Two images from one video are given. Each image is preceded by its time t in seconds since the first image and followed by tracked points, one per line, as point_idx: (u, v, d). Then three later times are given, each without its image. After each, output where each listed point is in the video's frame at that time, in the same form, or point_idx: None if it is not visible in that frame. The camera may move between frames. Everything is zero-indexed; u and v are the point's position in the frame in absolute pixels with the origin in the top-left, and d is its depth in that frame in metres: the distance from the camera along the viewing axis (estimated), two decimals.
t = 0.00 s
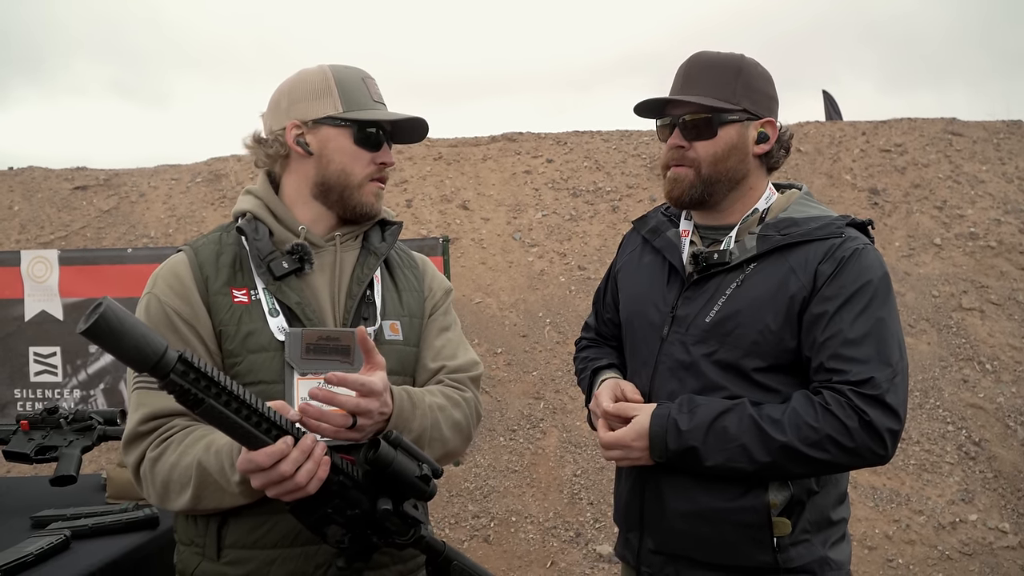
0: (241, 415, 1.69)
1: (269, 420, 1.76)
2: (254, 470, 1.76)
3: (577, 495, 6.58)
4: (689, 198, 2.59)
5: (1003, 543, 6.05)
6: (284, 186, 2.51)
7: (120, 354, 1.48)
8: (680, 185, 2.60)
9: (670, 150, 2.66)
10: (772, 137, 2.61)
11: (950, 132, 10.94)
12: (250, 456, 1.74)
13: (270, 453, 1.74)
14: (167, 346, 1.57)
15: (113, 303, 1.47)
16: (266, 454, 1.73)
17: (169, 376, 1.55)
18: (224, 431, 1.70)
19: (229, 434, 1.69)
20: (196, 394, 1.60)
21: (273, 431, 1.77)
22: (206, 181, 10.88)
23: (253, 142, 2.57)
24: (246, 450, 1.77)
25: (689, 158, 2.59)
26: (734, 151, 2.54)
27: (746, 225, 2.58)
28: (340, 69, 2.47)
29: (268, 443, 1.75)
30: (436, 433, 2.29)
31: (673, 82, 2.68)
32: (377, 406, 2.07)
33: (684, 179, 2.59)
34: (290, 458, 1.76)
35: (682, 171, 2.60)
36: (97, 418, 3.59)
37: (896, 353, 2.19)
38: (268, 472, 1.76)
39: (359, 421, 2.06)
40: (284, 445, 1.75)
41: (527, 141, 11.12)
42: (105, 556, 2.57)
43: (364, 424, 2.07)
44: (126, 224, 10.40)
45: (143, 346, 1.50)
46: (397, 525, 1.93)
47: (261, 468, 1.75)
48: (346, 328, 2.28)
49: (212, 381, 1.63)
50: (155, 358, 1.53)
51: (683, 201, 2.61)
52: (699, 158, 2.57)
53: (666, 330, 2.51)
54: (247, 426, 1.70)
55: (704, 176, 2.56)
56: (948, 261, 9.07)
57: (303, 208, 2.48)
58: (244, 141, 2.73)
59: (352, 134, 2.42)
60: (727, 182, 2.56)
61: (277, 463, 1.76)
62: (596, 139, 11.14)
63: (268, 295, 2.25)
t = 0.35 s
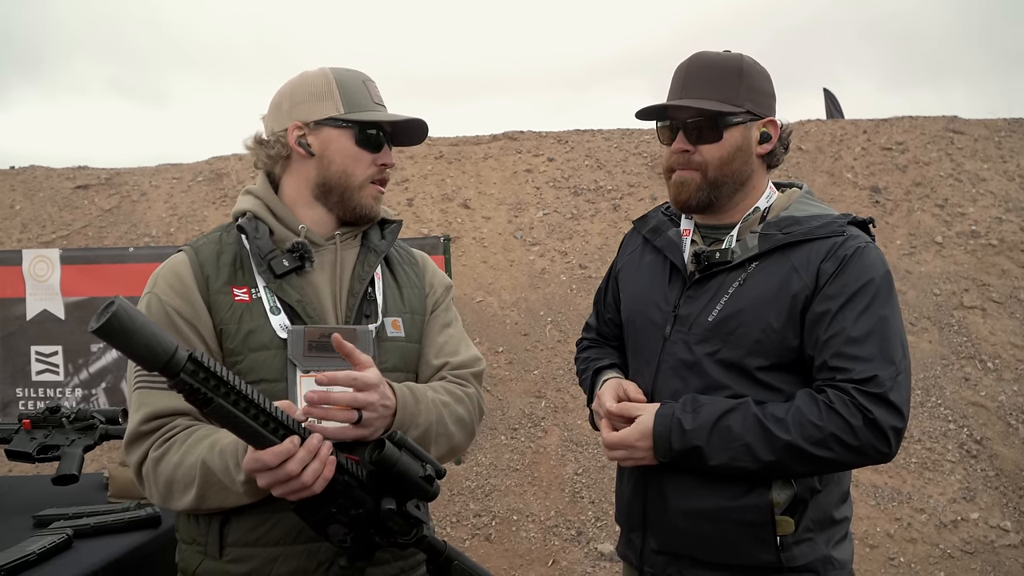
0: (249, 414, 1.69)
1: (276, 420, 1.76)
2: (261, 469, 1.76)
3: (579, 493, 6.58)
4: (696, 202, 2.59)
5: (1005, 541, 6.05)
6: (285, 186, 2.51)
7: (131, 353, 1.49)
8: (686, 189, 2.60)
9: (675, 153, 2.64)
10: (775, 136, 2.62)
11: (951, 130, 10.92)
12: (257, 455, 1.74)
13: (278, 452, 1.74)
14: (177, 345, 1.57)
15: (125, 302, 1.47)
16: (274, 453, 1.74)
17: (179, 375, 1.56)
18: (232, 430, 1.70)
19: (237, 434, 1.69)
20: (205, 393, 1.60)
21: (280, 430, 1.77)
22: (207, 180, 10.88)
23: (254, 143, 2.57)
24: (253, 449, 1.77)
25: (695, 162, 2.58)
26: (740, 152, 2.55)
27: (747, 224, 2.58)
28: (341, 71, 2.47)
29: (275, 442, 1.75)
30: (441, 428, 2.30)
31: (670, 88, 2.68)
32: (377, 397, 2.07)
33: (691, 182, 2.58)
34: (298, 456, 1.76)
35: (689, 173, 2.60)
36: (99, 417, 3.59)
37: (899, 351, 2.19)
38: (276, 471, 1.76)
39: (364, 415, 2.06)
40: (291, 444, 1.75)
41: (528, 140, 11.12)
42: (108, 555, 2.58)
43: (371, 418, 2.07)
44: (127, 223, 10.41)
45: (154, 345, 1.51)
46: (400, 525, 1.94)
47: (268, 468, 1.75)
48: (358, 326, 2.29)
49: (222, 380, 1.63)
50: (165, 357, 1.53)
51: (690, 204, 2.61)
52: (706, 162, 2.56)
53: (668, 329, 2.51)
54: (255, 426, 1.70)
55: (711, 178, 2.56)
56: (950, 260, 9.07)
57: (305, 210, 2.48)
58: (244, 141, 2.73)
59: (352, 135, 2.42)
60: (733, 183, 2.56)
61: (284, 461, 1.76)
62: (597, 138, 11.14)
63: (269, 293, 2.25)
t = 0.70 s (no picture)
0: (245, 416, 1.69)
1: (273, 422, 1.75)
2: (258, 471, 1.77)
3: (579, 493, 6.59)
4: (685, 203, 2.61)
5: (1006, 540, 6.05)
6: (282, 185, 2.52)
7: (126, 356, 1.49)
8: (676, 191, 2.62)
9: (665, 157, 2.66)
10: (769, 137, 2.60)
11: (953, 129, 10.91)
12: (253, 457, 1.74)
13: (274, 454, 1.74)
14: (173, 348, 1.57)
15: (118, 304, 1.48)
16: (269, 455, 1.73)
17: (173, 377, 1.57)
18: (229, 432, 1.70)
19: (233, 435, 1.70)
20: (200, 395, 1.60)
21: (276, 432, 1.76)
22: (209, 179, 10.89)
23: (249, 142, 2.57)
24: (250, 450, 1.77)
25: (686, 165, 2.59)
26: (728, 156, 2.55)
27: (747, 223, 2.58)
28: (331, 69, 2.47)
29: (272, 444, 1.74)
30: (448, 418, 2.33)
31: (665, 89, 2.68)
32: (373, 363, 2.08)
33: (681, 185, 2.60)
34: (295, 456, 1.77)
35: (679, 176, 2.61)
36: (100, 416, 3.60)
37: (900, 350, 2.20)
38: (272, 473, 1.77)
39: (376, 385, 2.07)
40: (288, 446, 1.75)
41: (529, 139, 11.11)
42: (110, 553, 2.59)
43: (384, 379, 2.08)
44: (128, 223, 10.41)
45: (149, 348, 1.51)
46: (399, 526, 1.95)
47: (265, 469, 1.76)
48: (360, 326, 2.30)
49: (216, 383, 1.64)
50: (160, 359, 1.53)
51: (680, 205, 2.63)
52: (696, 166, 2.57)
53: (669, 329, 2.51)
54: (250, 428, 1.70)
55: (700, 181, 2.57)
56: (951, 258, 9.06)
57: (301, 206, 2.48)
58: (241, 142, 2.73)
59: (342, 130, 2.41)
60: (723, 186, 2.57)
61: (280, 464, 1.76)
62: (599, 137, 11.13)
63: (270, 292, 2.26)
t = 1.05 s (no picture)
0: (249, 410, 1.70)
1: (277, 417, 1.77)
2: (261, 465, 1.78)
3: (581, 492, 6.59)
4: (685, 197, 2.61)
5: (1009, 539, 6.05)
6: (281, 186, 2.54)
7: (132, 349, 1.51)
8: (676, 184, 2.61)
9: (666, 149, 2.66)
10: (770, 134, 2.60)
11: (955, 127, 10.89)
12: (258, 451, 1.75)
13: (277, 448, 1.75)
14: (177, 342, 1.59)
15: (125, 299, 1.49)
16: (273, 449, 1.74)
17: (178, 371, 1.58)
18: (232, 427, 1.71)
19: (237, 430, 1.71)
20: (205, 389, 1.62)
21: (280, 427, 1.78)
22: (211, 179, 10.91)
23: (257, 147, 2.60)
24: (253, 445, 1.78)
25: (685, 158, 2.59)
26: (730, 150, 2.55)
27: (746, 222, 2.58)
28: (287, 68, 2.39)
29: (276, 438, 1.75)
30: (413, 396, 2.21)
31: (670, 78, 2.67)
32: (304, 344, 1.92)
33: (680, 179, 2.60)
34: (299, 449, 1.78)
35: (679, 170, 2.61)
36: (102, 416, 3.61)
37: (897, 351, 2.20)
38: (275, 467, 1.77)
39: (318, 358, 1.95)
40: (291, 440, 1.76)
41: (531, 138, 11.11)
42: (111, 553, 2.60)
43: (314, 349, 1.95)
44: (130, 223, 10.43)
45: (154, 341, 1.53)
46: (402, 521, 1.94)
47: (268, 464, 1.76)
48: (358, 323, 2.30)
49: (221, 377, 1.65)
50: (165, 353, 1.55)
51: (679, 199, 2.62)
52: (695, 158, 2.57)
53: (666, 329, 2.52)
54: (254, 422, 1.71)
55: (699, 176, 2.57)
56: (954, 257, 9.05)
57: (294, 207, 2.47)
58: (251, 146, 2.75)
59: (274, 138, 2.35)
60: (723, 180, 2.57)
61: (284, 458, 1.77)
62: (600, 136, 11.13)
63: (271, 291, 2.27)
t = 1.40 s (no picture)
0: (249, 408, 1.72)
1: (276, 415, 1.78)
2: (259, 463, 1.78)
3: (584, 492, 6.59)
4: (684, 196, 2.61)
5: (1012, 539, 6.03)
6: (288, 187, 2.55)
7: (134, 343, 1.52)
8: (676, 182, 2.61)
9: (667, 146, 2.66)
10: (770, 134, 2.61)
11: (958, 127, 10.87)
12: (256, 449, 1.76)
13: (275, 447, 1.75)
14: (180, 337, 1.60)
15: (129, 293, 1.50)
16: (271, 447, 1.75)
17: (179, 366, 1.59)
18: (231, 424, 1.72)
19: (236, 427, 1.72)
20: (206, 384, 1.63)
21: (279, 426, 1.79)
22: (214, 180, 10.93)
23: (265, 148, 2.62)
24: (252, 444, 1.79)
25: (686, 155, 2.60)
26: (731, 148, 2.56)
27: (745, 222, 2.58)
28: (301, 71, 2.38)
29: (275, 437, 1.77)
30: (384, 380, 2.11)
31: (670, 78, 2.68)
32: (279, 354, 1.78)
33: (680, 178, 2.60)
34: (298, 450, 1.78)
35: (679, 168, 2.61)
36: (105, 416, 3.62)
37: (896, 351, 2.20)
38: (273, 466, 1.78)
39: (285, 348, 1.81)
40: (290, 440, 1.77)
41: (533, 139, 11.11)
42: (113, 553, 2.61)
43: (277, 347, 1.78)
44: (134, 223, 10.46)
45: (157, 335, 1.54)
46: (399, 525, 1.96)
47: (267, 462, 1.77)
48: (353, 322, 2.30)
49: (221, 373, 1.66)
50: (167, 348, 1.56)
51: (679, 197, 2.62)
52: (696, 156, 2.58)
53: (665, 329, 2.52)
54: (253, 419, 1.72)
55: (701, 174, 2.57)
56: (957, 257, 9.04)
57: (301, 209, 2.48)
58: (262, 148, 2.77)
59: (286, 142, 2.35)
60: (724, 178, 2.57)
61: (282, 457, 1.77)
62: (603, 136, 11.13)
63: (269, 291, 2.27)
